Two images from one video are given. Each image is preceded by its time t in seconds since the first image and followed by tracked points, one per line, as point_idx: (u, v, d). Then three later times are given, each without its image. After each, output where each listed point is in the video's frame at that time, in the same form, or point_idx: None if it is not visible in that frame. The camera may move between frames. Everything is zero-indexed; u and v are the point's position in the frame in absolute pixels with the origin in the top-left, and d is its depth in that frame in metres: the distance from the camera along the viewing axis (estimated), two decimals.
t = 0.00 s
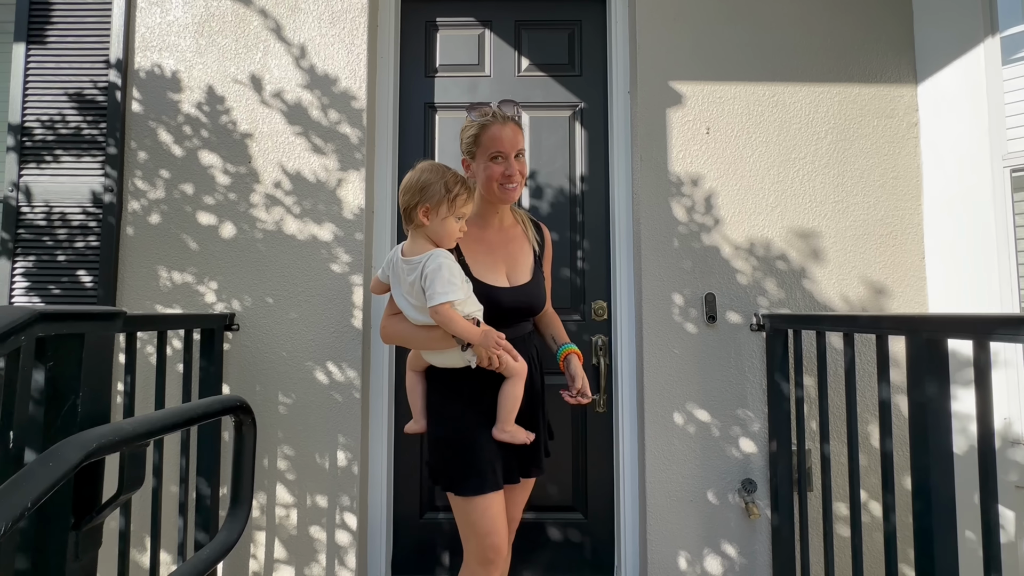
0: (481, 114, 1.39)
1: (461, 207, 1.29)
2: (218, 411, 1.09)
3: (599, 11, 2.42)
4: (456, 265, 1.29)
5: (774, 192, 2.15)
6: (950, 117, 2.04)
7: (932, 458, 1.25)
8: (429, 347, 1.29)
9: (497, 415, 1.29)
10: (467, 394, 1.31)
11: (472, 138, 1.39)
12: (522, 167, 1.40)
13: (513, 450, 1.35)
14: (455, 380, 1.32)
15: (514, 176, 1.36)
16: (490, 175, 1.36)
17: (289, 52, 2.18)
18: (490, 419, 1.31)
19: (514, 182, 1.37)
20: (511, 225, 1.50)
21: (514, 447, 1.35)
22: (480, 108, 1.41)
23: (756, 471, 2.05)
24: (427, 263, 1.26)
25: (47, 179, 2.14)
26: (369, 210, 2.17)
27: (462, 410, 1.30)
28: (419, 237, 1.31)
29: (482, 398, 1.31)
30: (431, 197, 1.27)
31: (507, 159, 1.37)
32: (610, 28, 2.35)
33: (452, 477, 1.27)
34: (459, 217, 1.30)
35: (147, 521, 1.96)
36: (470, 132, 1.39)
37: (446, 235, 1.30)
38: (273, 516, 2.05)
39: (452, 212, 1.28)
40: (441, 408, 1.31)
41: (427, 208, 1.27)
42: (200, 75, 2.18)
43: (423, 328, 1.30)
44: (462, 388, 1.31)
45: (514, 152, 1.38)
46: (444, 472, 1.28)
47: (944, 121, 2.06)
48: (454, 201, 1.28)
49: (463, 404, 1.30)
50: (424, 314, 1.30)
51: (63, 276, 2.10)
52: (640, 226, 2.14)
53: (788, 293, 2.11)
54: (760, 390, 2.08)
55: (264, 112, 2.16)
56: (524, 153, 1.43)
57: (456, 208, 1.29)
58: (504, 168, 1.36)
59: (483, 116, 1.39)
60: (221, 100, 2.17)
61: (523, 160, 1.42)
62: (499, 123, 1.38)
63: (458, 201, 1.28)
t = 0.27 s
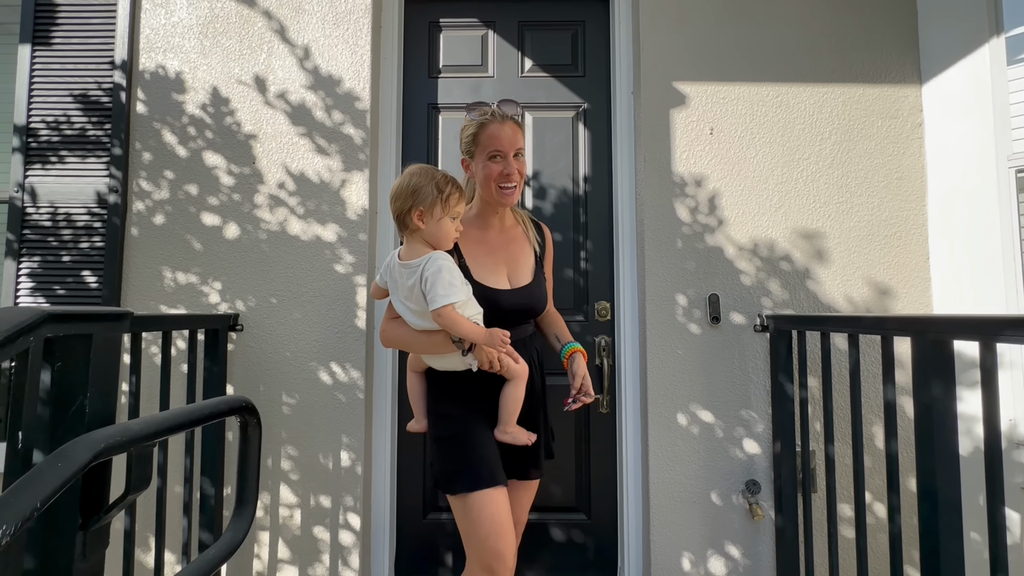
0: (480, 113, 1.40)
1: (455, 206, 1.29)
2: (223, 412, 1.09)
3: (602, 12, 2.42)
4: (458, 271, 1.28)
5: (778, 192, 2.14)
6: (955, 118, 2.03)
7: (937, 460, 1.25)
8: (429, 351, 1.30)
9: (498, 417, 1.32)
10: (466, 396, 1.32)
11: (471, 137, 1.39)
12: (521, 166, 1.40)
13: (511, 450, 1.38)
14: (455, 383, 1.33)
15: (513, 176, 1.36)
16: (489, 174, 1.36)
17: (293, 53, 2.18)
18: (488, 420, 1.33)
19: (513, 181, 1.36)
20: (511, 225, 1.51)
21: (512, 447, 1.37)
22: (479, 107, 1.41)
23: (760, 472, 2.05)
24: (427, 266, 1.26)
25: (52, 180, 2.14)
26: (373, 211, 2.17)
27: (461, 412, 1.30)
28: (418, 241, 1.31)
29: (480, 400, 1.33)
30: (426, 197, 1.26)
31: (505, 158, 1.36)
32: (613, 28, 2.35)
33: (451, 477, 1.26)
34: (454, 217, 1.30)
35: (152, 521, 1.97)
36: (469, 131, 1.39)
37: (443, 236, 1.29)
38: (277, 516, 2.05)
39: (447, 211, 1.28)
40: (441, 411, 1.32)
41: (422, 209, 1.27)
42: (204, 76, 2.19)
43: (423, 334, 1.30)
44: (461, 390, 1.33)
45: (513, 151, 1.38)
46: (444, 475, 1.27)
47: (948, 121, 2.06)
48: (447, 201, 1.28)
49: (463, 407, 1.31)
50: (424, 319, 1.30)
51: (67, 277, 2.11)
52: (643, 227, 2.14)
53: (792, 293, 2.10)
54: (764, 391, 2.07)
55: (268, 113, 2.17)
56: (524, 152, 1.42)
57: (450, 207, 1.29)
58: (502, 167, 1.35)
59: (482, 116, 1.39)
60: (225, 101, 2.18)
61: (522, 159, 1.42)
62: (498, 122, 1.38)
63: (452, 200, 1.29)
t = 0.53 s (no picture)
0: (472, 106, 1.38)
1: (443, 191, 1.28)
2: (228, 411, 1.09)
3: (605, 13, 2.42)
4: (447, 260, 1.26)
5: (781, 193, 2.14)
6: (959, 118, 2.03)
7: (942, 460, 1.24)
8: (420, 354, 1.27)
9: (499, 428, 1.28)
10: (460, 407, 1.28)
11: (463, 129, 1.37)
12: (515, 160, 1.38)
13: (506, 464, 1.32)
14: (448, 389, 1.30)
15: (505, 168, 1.34)
16: (481, 167, 1.34)
17: (297, 54, 2.19)
18: (483, 430, 1.27)
19: (506, 174, 1.34)
20: (506, 223, 1.48)
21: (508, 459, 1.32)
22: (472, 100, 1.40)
23: (763, 473, 2.05)
24: (417, 257, 1.23)
25: (57, 181, 2.15)
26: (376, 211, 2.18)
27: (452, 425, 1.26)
28: (408, 232, 1.29)
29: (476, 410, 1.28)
30: (413, 182, 1.26)
31: (498, 150, 1.35)
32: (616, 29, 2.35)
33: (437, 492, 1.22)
34: (444, 203, 1.29)
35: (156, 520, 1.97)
36: (462, 124, 1.38)
37: (433, 223, 1.28)
38: (281, 515, 2.06)
39: (435, 196, 1.27)
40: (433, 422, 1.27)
41: (410, 195, 1.26)
42: (208, 77, 2.19)
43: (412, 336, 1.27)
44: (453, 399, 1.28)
45: (506, 143, 1.36)
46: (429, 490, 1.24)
47: (952, 122, 2.05)
48: (435, 185, 1.27)
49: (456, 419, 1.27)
50: (412, 319, 1.27)
51: (72, 277, 2.11)
52: (646, 227, 2.14)
53: (795, 294, 2.10)
54: (767, 392, 2.07)
55: (272, 114, 2.18)
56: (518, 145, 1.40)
57: (438, 192, 1.27)
58: (495, 159, 1.34)
59: (474, 108, 1.38)
60: (229, 102, 2.18)
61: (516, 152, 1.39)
62: (491, 113, 1.37)
63: (440, 184, 1.28)
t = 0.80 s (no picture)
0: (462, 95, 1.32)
1: (421, 163, 1.24)
2: (241, 409, 1.12)
3: (607, 16, 2.44)
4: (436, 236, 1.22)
5: (782, 195, 2.16)
6: (958, 121, 2.05)
7: (940, 459, 1.26)
8: (401, 338, 1.17)
9: (478, 432, 1.15)
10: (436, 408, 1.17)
11: (452, 117, 1.31)
12: (505, 150, 1.29)
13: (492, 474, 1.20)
14: (428, 385, 1.19)
15: (493, 157, 1.26)
16: (468, 157, 1.27)
17: (304, 58, 2.22)
18: (466, 436, 1.17)
19: (494, 164, 1.26)
20: (500, 221, 1.39)
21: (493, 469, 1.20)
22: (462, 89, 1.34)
23: (764, 472, 2.07)
24: (403, 228, 1.18)
25: (68, 183, 2.19)
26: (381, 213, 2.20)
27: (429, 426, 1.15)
28: (387, 207, 1.26)
29: (456, 412, 1.18)
30: (391, 155, 1.23)
31: (485, 139, 1.27)
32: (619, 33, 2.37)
33: (411, 502, 1.11)
34: (423, 176, 1.25)
35: (166, 518, 2.00)
36: (452, 113, 1.32)
37: (410, 197, 1.23)
38: (287, 513, 2.08)
39: (413, 169, 1.24)
40: (407, 425, 1.16)
41: (388, 168, 1.23)
42: (216, 81, 2.23)
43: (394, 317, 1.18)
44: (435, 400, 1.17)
45: (495, 132, 1.27)
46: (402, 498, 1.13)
47: (952, 125, 2.07)
48: (412, 158, 1.23)
49: (433, 421, 1.16)
50: (397, 297, 1.19)
51: (83, 278, 2.15)
52: (649, 229, 2.16)
53: (796, 295, 2.12)
54: (768, 392, 2.09)
55: (279, 117, 2.21)
56: (510, 136, 1.32)
57: (415, 165, 1.24)
58: (482, 148, 1.26)
59: (464, 97, 1.31)
60: (236, 105, 2.22)
61: (508, 141, 1.31)
62: (480, 100, 1.29)
63: (417, 156, 1.24)
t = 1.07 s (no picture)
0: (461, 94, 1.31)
1: (414, 163, 1.23)
2: (258, 404, 1.17)
3: (610, 20, 2.47)
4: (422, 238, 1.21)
5: (782, 195, 2.19)
6: (956, 123, 2.08)
7: (936, 454, 1.29)
8: (382, 338, 1.18)
9: (459, 438, 1.12)
10: (419, 413, 1.16)
11: (451, 116, 1.30)
12: (502, 149, 1.26)
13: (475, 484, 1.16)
14: (411, 389, 1.17)
15: (488, 155, 1.23)
16: (465, 156, 1.25)
17: (311, 62, 2.26)
18: (447, 443, 1.15)
19: (490, 163, 1.24)
20: (499, 222, 1.36)
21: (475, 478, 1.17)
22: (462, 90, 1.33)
23: (765, 469, 2.10)
24: (384, 227, 1.19)
25: (80, 185, 2.23)
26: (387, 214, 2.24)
27: (411, 431, 1.14)
28: (380, 206, 1.27)
29: (440, 417, 1.16)
30: (384, 154, 1.24)
31: (482, 137, 1.25)
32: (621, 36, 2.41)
33: (386, 506, 1.12)
34: (415, 177, 1.24)
35: (177, 513, 2.04)
36: (450, 113, 1.31)
37: (402, 198, 1.23)
38: (295, 509, 2.12)
39: (404, 169, 1.23)
40: (390, 429, 1.15)
41: (380, 167, 1.24)
42: (225, 84, 2.27)
43: (375, 317, 1.19)
44: (418, 407, 1.16)
45: (491, 130, 1.25)
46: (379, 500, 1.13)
47: (950, 127, 2.10)
48: (404, 157, 1.22)
49: (415, 426, 1.15)
50: (378, 296, 1.19)
51: (95, 277, 2.19)
52: (651, 229, 2.19)
53: (796, 295, 2.15)
54: (769, 390, 2.12)
55: (287, 119, 2.25)
56: (508, 135, 1.29)
57: (406, 165, 1.23)
58: (478, 146, 1.24)
59: (462, 96, 1.30)
60: (245, 108, 2.26)
61: (505, 140, 1.28)
62: (478, 99, 1.27)
63: (410, 156, 1.23)
